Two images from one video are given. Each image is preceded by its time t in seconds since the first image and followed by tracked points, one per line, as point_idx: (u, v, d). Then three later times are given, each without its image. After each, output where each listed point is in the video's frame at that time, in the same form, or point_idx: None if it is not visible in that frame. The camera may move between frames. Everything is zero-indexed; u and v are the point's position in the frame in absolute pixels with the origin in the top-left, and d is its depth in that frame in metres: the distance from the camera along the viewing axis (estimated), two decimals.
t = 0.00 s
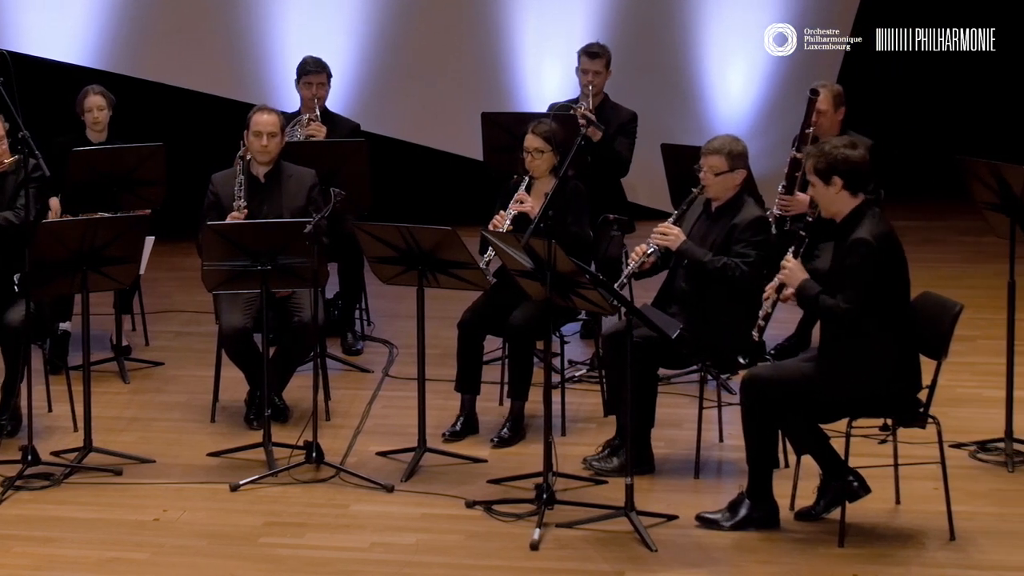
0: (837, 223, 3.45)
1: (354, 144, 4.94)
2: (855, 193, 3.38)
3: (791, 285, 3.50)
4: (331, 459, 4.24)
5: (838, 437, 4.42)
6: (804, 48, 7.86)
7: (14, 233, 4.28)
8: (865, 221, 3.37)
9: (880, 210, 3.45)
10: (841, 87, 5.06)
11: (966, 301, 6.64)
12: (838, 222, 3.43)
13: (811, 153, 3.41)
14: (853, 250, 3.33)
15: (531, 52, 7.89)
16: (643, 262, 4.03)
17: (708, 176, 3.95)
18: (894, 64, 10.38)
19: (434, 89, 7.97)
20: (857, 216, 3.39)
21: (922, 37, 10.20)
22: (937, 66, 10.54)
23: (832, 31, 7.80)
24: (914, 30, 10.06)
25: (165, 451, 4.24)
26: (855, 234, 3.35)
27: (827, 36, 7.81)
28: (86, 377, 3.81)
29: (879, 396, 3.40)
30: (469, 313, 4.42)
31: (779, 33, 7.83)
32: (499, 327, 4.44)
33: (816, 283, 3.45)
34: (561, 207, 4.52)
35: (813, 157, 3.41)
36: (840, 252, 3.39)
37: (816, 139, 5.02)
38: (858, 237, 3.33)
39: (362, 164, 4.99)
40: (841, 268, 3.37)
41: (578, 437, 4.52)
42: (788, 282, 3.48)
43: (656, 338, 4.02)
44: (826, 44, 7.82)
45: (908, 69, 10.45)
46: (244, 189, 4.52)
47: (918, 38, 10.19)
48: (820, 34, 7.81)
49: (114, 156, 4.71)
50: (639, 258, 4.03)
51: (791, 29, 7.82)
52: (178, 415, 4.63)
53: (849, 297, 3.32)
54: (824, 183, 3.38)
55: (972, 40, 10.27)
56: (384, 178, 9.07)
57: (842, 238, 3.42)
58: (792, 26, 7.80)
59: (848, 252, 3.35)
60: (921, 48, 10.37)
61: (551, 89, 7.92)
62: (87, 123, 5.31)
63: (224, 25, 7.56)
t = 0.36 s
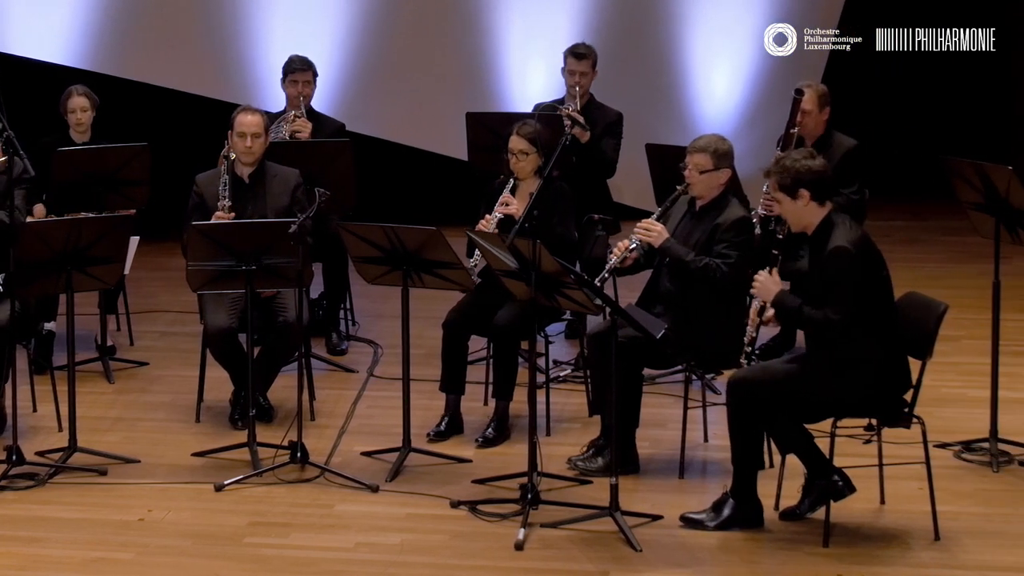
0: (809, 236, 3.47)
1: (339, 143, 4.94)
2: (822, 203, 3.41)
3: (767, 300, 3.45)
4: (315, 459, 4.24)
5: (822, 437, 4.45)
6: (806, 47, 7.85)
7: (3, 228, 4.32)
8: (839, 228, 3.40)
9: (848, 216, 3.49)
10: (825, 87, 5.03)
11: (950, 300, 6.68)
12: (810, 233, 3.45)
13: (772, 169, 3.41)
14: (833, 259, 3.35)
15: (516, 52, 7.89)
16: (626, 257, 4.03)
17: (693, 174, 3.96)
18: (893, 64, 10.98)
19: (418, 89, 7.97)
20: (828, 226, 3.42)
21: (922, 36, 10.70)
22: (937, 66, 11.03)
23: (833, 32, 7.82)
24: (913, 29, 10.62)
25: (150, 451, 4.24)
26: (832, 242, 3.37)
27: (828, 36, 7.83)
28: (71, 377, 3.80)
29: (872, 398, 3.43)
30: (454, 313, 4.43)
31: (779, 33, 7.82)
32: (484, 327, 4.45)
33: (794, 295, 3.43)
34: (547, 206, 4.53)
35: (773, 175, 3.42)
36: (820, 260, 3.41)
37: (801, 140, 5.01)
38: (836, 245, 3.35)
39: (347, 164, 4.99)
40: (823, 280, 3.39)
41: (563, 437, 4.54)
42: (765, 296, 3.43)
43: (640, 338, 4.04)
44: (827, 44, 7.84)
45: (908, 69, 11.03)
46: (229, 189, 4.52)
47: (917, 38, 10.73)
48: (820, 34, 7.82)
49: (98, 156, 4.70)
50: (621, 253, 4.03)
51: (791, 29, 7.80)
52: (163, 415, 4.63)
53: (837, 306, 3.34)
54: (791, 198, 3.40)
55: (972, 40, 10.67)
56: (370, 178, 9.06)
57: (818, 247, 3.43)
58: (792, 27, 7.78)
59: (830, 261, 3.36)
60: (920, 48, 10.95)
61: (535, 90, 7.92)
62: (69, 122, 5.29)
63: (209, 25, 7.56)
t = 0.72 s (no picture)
0: (785, 238, 3.49)
1: (325, 143, 4.94)
2: (799, 206, 3.43)
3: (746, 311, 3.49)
4: (300, 459, 4.24)
5: (807, 437, 4.47)
6: (804, 48, 7.90)
7: None
8: (818, 229, 3.42)
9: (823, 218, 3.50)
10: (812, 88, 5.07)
11: (934, 300, 6.72)
12: (786, 237, 3.47)
13: (751, 171, 3.43)
14: (815, 261, 3.36)
15: (500, 52, 7.89)
16: (611, 264, 4.03)
17: (672, 176, 3.97)
18: (894, 63, 11.09)
19: (402, 90, 7.97)
20: (805, 228, 3.44)
21: (923, 36, 10.72)
22: (937, 66, 11.14)
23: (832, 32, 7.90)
24: (913, 29, 10.62)
25: (135, 451, 4.23)
26: (812, 243, 3.38)
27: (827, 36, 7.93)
28: (55, 377, 3.79)
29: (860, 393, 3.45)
30: (439, 313, 4.43)
31: (779, 33, 7.84)
32: (469, 327, 4.45)
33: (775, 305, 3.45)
34: (532, 207, 4.53)
35: (754, 176, 3.43)
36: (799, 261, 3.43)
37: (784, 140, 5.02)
38: (817, 246, 3.36)
39: (332, 163, 4.99)
40: (806, 282, 3.40)
41: (548, 437, 4.55)
42: (745, 307, 3.46)
43: (625, 339, 4.06)
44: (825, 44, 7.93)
45: (908, 69, 11.13)
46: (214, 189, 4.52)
47: (918, 38, 10.76)
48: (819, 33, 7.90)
49: (82, 156, 4.69)
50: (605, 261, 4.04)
51: (791, 29, 7.82)
52: (148, 415, 4.62)
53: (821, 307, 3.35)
54: (770, 201, 3.42)
55: (972, 39, 10.67)
56: (356, 178, 9.06)
57: (795, 249, 3.45)
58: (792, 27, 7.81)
59: (810, 263, 3.37)
60: (921, 47, 11.01)
61: (520, 90, 7.91)
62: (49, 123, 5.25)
63: (195, 25, 7.55)
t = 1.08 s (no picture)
0: (771, 232, 3.51)
1: (309, 144, 4.94)
2: (789, 200, 3.45)
3: (725, 298, 3.52)
4: (284, 459, 4.24)
5: (792, 437, 4.49)
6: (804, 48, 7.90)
7: None
8: (804, 225, 3.43)
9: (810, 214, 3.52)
10: (795, 88, 5.07)
11: (920, 300, 6.76)
12: (772, 230, 3.49)
13: (746, 160, 3.43)
14: (799, 255, 3.38)
15: (485, 52, 7.91)
16: (594, 272, 4.04)
17: (649, 180, 3.97)
18: (894, 63, 11.23)
19: (387, 90, 7.97)
20: (793, 221, 3.45)
21: (922, 36, 10.81)
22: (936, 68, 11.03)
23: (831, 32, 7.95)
24: (913, 29, 10.80)
25: (119, 451, 4.22)
26: (796, 238, 3.40)
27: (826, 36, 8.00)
28: (39, 377, 3.78)
29: (845, 391, 3.47)
30: (424, 312, 4.43)
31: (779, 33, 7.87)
32: (453, 327, 4.46)
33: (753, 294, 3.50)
34: (516, 208, 4.54)
35: (747, 166, 3.44)
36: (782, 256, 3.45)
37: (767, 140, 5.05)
38: (800, 240, 3.38)
39: (316, 164, 4.99)
40: (787, 274, 3.42)
41: (532, 437, 4.56)
42: (725, 293, 3.50)
43: (609, 339, 4.07)
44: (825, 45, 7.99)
45: (908, 70, 11.19)
46: (199, 189, 4.52)
47: (918, 38, 10.85)
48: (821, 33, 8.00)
49: (68, 156, 4.68)
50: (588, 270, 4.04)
51: (791, 29, 7.84)
52: (132, 415, 4.61)
53: (802, 299, 3.38)
54: (761, 192, 3.44)
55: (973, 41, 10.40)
56: (341, 178, 9.05)
57: (778, 244, 3.47)
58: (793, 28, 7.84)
59: (793, 257, 3.39)
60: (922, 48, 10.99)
61: (505, 90, 7.95)
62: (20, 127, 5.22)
63: (181, 24, 7.53)
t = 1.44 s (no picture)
0: (763, 225, 3.54)
1: (294, 144, 4.94)
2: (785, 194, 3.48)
3: (710, 285, 3.53)
4: (269, 459, 4.24)
5: (776, 437, 4.52)
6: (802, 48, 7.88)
7: None
8: (798, 219, 3.47)
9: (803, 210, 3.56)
10: (780, 88, 5.10)
11: (905, 301, 6.79)
12: (765, 223, 3.52)
13: (746, 151, 3.46)
14: (790, 248, 3.40)
15: (471, 51, 7.92)
16: (575, 272, 4.04)
17: (631, 180, 3.98)
18: (893, 63, 11.25)
19: (372, 90, 7.95)
20: (787, 213, 3.49)
21: (922, 36, 10.63)
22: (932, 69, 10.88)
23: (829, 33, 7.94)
24: (913, 29, 10.59)
25: (104, 451, 4.21)
26: (788, 230, 3.43)
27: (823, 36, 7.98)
28: (25, 377, 3.76)
29: (831, 389, 3.49)
30: (408, 313, 4.43)
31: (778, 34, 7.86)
32: (438, 327, 4.47)
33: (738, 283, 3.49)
34: (500, 208, 4.55)
35: (745, 156, 3.46)
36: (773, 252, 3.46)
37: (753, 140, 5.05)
38: (792, 233, 3.41)
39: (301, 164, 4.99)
40: (775, 264, 3.44)
41: (517, 437, 4.56)
42: (710, 280, 3.51)
43: (595, 340, 4.08)
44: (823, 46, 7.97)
45: (908, 69, 11.17)
46: (184, 187, 4.52)
47: (918, 38, 10.68)
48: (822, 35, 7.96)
49: (52, 156, 4.66)
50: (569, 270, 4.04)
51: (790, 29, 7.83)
52: (117, 415, 4.60)
53: (788, 288, 3.39)
54: (759, 183, 3.45)
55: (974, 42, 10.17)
56: (326, 178, 9.05)
57: (771, 237, 3.50)
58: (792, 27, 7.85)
59: (783, 250, 3.41)
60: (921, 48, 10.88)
61: (490, 89, 7.96)
62: None
63: (166, 24, 7.51)
